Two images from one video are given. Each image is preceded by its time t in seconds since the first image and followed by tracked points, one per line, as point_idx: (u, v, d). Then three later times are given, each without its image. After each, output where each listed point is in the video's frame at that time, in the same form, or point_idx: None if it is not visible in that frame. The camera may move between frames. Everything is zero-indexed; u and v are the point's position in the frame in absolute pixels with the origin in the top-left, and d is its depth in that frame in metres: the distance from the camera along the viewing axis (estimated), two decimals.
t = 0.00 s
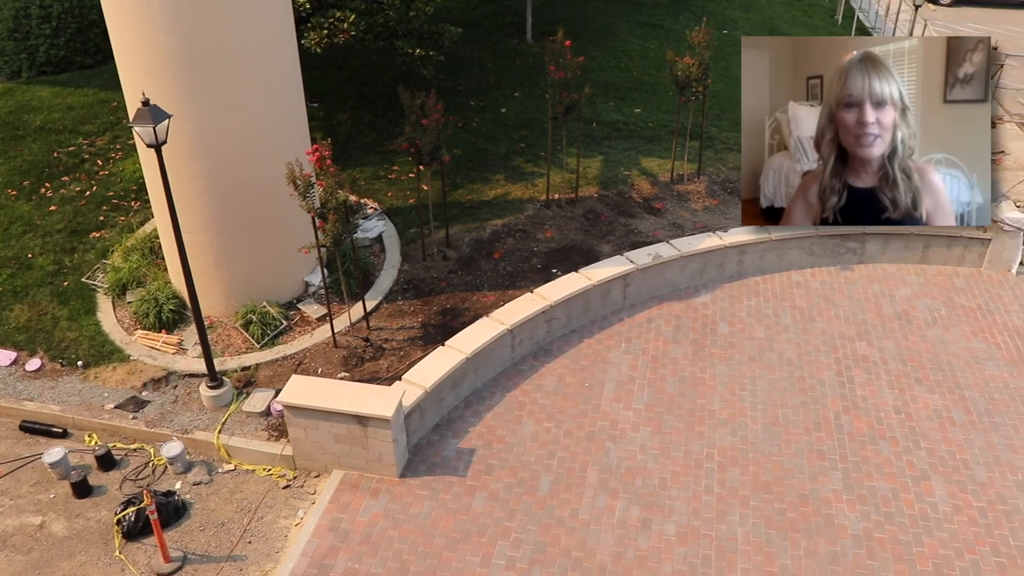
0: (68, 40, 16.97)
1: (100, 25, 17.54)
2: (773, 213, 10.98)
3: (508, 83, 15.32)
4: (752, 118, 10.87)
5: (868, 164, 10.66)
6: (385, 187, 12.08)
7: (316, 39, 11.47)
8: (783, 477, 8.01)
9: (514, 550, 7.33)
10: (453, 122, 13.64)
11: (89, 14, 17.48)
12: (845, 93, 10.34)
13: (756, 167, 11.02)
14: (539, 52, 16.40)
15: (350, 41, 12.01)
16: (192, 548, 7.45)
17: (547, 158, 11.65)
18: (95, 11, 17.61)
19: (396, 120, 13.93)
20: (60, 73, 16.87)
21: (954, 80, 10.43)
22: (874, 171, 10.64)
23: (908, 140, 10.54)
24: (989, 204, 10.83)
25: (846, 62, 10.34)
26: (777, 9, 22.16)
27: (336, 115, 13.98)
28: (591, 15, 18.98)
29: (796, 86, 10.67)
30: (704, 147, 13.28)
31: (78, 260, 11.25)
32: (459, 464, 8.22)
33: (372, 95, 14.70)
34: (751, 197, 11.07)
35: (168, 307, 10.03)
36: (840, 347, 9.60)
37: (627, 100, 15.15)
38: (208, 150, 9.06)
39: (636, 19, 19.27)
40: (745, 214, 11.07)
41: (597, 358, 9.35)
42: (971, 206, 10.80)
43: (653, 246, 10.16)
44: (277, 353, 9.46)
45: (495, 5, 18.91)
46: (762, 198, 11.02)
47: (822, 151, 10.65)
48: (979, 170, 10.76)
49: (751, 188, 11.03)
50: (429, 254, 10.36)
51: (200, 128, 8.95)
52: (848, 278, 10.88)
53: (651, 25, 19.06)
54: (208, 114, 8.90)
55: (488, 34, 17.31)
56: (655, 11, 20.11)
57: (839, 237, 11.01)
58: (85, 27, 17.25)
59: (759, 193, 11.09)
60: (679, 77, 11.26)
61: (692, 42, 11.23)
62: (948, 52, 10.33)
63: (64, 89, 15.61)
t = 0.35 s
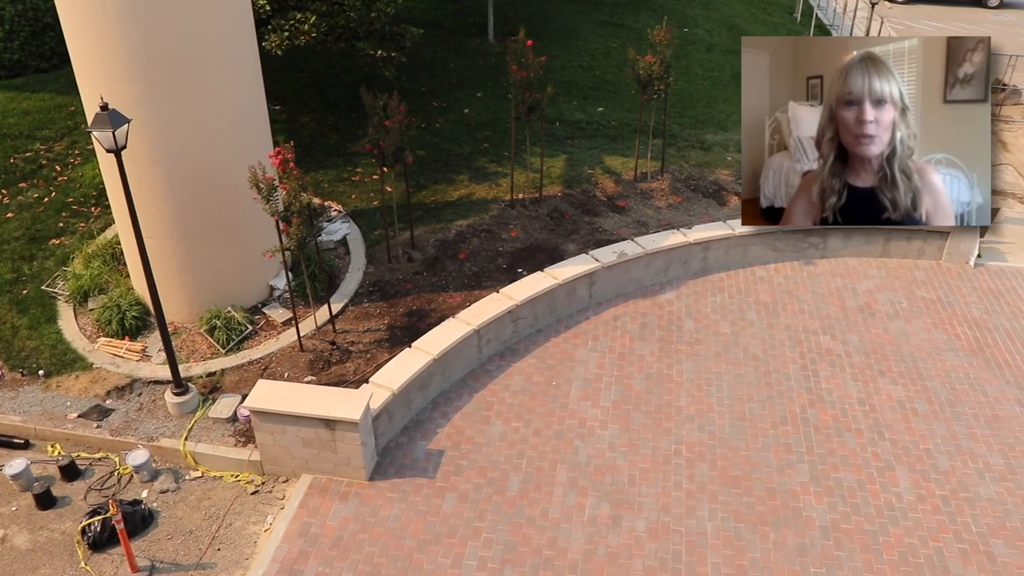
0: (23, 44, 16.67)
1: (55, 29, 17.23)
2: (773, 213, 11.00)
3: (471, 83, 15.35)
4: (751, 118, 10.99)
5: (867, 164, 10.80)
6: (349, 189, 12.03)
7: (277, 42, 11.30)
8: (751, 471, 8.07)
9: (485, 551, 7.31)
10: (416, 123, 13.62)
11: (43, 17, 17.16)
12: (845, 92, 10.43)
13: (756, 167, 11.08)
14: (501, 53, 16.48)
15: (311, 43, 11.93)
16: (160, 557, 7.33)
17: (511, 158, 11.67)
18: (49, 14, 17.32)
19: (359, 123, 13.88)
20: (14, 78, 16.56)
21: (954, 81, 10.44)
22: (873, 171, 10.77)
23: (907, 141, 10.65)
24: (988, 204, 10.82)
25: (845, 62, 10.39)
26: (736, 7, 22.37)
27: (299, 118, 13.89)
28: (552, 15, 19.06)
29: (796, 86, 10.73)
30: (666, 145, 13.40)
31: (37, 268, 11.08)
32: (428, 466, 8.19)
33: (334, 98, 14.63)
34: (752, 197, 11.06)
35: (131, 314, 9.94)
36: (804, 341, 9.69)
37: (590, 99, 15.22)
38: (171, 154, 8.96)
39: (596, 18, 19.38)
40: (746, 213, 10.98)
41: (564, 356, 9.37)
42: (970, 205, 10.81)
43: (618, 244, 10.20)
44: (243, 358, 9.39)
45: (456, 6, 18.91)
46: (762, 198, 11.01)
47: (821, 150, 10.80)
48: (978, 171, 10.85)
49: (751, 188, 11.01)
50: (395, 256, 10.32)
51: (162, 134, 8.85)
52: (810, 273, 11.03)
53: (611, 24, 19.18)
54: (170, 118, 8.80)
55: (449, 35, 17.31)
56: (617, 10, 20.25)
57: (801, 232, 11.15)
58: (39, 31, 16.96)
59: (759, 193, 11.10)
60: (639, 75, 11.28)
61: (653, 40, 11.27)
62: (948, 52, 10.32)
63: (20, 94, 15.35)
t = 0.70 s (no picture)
0: None
1: (12, 32, 16.93)
2: (773, 213, 11.29)
3: (436, 84, 15.33)
4: (752, 118, 11.36)
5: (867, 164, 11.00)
6: (315, 192, 11.96)
7: (241, 43, 11.33)
8: (721, 466, 8.13)
9: (458, 551, 7.30)
10: (381, 125, 13.55)
11: None
12: (845, 92, 10.66)
13: (756, 166, 11.40)
14: (466, 53, 16.53)
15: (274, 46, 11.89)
16: (129, 566, 7.23)
17: (477, 158, 11.66)
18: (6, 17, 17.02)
19: (324, 125, 13.81)
20: None
21: (954, 81, 10.76)
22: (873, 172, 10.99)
23: (907, 140, 10.89)
24: (987, 203, 11.28)
25: (846, 62, 10.67)
26: (700, 6, 22.51)
27: (263, 121, 13.80)
28: (517, 14, 19.07)
29: (795, 86, 11.08)
30: (632, 143, 13.49)
31: None
32: (399, 468, 8.16)
33: (299, 100, 14.54)
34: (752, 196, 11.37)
35: (96, 321, 9.83)
36: (772, 336, 9.78)
37: (555, 99, 15.24)
38: (136, 158, 8.87)
39: (561, 18, 19.43)
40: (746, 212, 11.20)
41: (533, 356, 9.38)
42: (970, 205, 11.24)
43: (585, 243, 10.22)
44: (211, 363, 9.31)
45: (420, 7, 18.86)
46: (762, 198, 11.33)
47: (821, 150, 11.01)
48: (978, 170, 11.15)
49: (751, 187, 11.34)
50: (362, 258, 10.27)
51: (124, 138, 8.74)
52: (777, 268, 11.12)
53: (576, 23, 19.24)
54: (134, 123, 8.71)
55: (414, 35, 17.28)
56: (581, 9, 20.31)
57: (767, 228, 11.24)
58: None
59: (759, 192, 11.42)
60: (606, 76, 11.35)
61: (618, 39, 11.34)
62: (948, 52, 10.63)
63: None
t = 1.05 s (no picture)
0: None
1: None
2: (773, 213, 11.55)
3: (403, 85, 15.30)
4: (752, 117, 11.47)
5: (866, 165, 11.27)
6: (283, 194, 11.88)
7: (205, 46, 11.22)
8: (693, 462, 8.17)
9: (433, 553, 7.27)
10: (348, 126, 13.47)
11: None
12: (844, 93, 10.96)
13: (756, 166, 11.54)
14: (434, 53, 16.55)
15: (239, 48, 11.82)
16: None
17: (445, 159, 11.64)
18: None
19: (291, 127, 13.74)
20: None
21: (955, 81, 11.16)
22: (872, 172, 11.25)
23: (906, 141, 11.20)
24: (987, 203, 11.63)
25: (846, 62, 10.93)
26: (666, 5, 22.65)
27: (230, 123, 13.70)
28: (483, 14, 19.07)
29: (795, 86, 11.26)
30: (599, 142, 13.54)
31: None
32: (372, 470, 8.13)
33: (265, 102, 14.45)
34: (752, 196, 11.57)
35: (62, 328, 9.70)
36: (741, 332, 9.84)
37: (522, 99, 15.24)
38: (100, 160, 8.75)
39: (528, 17, 19.45)
40: (746, 212, 11.46)
41: (504, 356, 9.39)
42: (970, 206, 11.64)
43: (554, 242, 10.23)
44: (180, 368, 9.21)
45: (386, 7, 18.81)
46: (762, 198, 11.54)
47: (821, 150, 11.23)
48: (979, 170, 11.51)
49: (752, 188, 11.53)
50: (331, 261, 10.22)
51: (89, 139, 8.62)
52: (745, 265, 11.20)
53: (543, 23, 19.28)
54: (99, 124, 8.60)
55: (381, 37, 17.24)
56: (547, 9, 20.36)
57: (735, 225, 11.29)
58: None
59: (759, 192, 11.62)
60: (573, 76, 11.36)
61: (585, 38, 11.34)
62: (949, 52, 11.03)
63: None
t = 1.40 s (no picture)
0: None
1: None
2: (773, 212, 11.72)
3: (372, 86, 15.27)
4: (753, 117, 11.60)
5: (865, 164, 11.30)
6: (252, 197, 11.81)
7: (172, 48, 11.10)
8: (666, 459, 8.20)
9: (408, 555, 7.25)
10: (317, 129, 13.39)
11: None
12: (844, 92, 10.95)
13: (756, 166, 11.69)
14: (402, 54, 16.56)
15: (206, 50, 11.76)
16: None
17: (414, 160, 11.63)
18: None
19: (260, 129, 13.67)
20: None
21: (954, 81, 11.12)
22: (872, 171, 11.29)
23: (906, 140, 11.19)
24: (988, 203, 11.65)
25: (845, 62, 10.93)
26: (634, 5, 22.76)
27: (197, 126, 13.61)
28: (451, 15, 19.07)
29: (795, 86, 11.33)
30: (569, 141, 13.59)
31: None
32: (346, 473, 8.09)
33: (233, 105, 14.36)
34: (753, 196, 11.74)
35: (29, 335, 9.60)
36: (712, 329, 9.90)
37: (491, 99, 15.24)
38: (67, 166, 8.65)
39: (495, 17, 19.47)
40: (745, 212, 11.64)
41: (476, 356, 9.38)
42: (970, 205, 11.66)
43: (525, 242, 10.24)
44: (150, 374, 9.13)
45: (354, 8, 18.76)
46: (762, 198, 11.71)
47: (821, 150, 11.28)
48: (978, 171, 11.52)
49: (751, 188, 11.69)
50: (301, 263, 10.17)
51: (54, 145, 8.52)
52: (715, 262, 11.27)
53: (511, 24, 19.31)
54: (64, 128, 8.50)
55: (349, 38, 17.19)
56: (515, 9, 20.40)
57: (704, 223, 11.35)
58: None
59: (759, 192, 11.78)
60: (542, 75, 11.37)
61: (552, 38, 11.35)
62: (950, 52, 10.94)
63: None
